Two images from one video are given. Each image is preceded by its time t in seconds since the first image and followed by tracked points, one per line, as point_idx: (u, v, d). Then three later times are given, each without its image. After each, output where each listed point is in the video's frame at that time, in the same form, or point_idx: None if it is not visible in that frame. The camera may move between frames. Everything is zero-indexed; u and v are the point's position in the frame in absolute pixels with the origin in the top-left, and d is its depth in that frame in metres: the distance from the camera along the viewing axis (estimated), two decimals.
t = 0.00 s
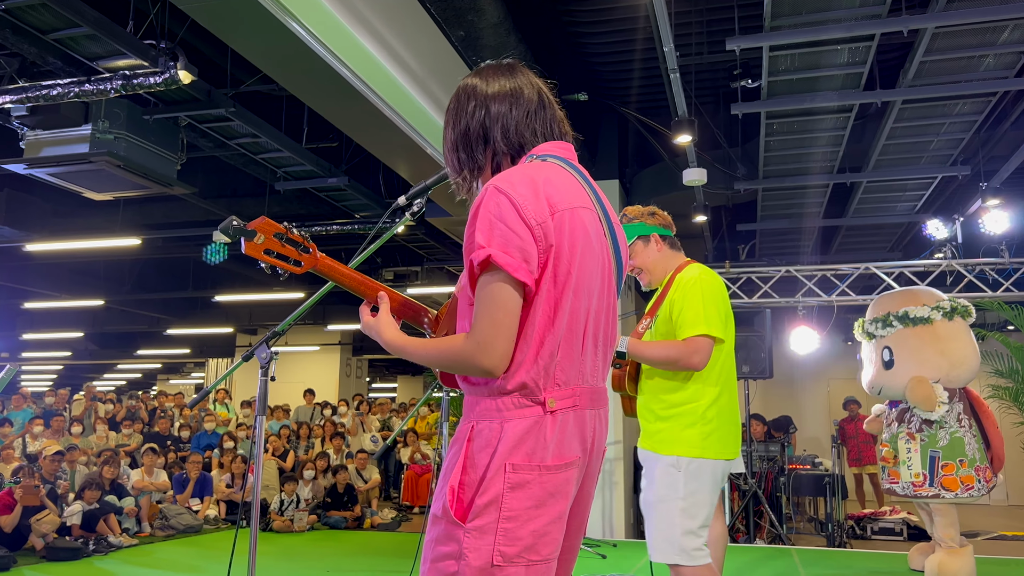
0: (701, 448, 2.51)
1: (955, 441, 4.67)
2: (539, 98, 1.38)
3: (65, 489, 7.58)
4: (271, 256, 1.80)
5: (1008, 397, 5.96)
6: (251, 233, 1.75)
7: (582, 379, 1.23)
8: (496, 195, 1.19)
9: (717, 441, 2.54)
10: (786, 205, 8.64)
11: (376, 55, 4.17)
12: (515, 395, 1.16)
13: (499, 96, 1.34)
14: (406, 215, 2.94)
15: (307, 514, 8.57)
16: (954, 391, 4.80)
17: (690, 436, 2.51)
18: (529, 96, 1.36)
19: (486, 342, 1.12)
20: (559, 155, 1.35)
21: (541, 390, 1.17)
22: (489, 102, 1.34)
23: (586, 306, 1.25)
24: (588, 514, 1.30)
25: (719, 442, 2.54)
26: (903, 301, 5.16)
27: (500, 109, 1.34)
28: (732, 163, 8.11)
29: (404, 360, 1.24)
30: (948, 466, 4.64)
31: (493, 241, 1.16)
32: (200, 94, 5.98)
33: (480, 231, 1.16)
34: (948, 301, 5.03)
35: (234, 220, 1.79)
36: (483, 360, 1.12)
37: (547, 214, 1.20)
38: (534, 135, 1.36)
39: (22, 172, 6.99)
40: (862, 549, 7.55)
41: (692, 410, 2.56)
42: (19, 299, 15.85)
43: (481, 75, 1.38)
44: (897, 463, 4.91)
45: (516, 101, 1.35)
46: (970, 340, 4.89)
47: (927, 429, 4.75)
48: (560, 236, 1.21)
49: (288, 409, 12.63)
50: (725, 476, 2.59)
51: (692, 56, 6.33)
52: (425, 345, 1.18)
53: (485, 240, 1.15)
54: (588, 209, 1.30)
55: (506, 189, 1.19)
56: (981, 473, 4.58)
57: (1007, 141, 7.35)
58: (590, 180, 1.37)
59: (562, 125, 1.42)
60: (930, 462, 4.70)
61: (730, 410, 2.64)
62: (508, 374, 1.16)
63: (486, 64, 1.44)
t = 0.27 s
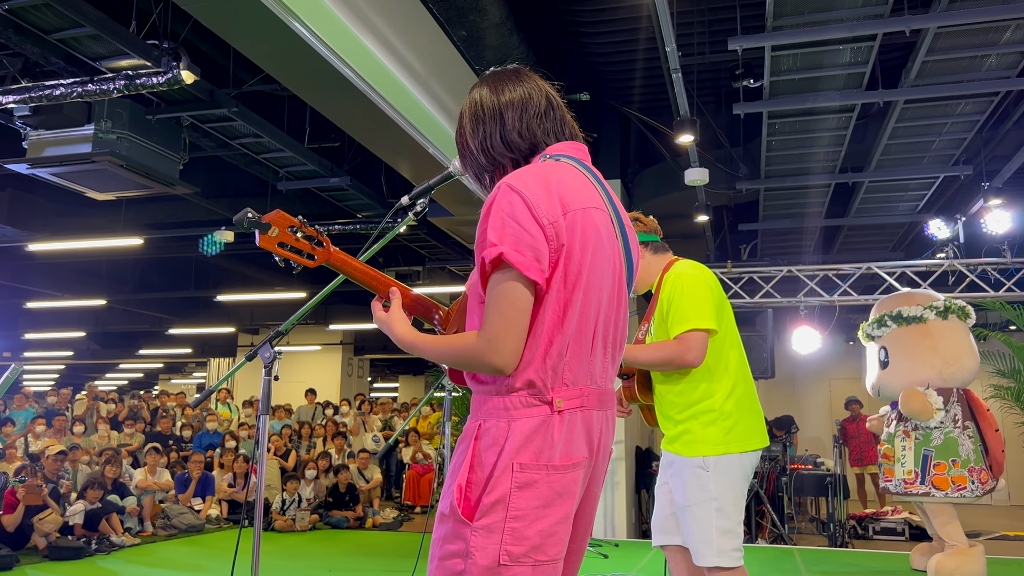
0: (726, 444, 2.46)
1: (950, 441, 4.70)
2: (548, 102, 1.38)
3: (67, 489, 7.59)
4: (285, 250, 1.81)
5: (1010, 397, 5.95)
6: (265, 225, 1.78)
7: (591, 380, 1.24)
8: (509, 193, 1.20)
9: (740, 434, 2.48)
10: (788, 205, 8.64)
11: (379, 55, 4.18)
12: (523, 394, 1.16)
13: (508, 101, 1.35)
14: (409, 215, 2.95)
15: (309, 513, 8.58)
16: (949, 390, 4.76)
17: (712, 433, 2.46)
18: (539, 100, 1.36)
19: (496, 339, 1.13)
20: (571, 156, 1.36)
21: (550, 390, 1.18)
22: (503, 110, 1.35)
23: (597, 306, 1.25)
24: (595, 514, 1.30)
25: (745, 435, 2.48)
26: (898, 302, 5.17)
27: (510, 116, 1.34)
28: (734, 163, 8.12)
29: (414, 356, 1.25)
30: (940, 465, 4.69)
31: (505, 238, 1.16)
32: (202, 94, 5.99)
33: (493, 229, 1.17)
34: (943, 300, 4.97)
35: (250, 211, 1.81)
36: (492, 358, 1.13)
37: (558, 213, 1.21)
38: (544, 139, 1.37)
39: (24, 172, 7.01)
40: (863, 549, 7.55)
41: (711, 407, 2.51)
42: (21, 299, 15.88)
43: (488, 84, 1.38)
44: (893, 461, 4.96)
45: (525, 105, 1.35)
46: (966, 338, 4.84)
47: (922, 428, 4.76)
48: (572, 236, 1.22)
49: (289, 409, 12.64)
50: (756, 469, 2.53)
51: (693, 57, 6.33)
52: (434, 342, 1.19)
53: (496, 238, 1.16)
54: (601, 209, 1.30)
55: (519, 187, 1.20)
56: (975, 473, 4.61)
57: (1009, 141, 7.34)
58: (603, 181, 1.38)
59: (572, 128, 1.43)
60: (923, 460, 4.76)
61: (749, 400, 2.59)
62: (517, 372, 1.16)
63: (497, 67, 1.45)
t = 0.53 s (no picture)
0: (706, 446, 2.50)
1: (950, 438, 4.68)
2: (561, 95, 1.39)
3: (69, 488, 7.60)
4: (293, 247, 1.81)
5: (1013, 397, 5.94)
6: (273, 222, 1.78)
7: (597, 378, 1.23)
8: (517, 190, 1.20)
9: (720, 438, 2.53)
10: (790, 205, 8.64)
11: (380, 54, 4.17)
12: (529, 390, 1.16)
13: (524, 93, 1.36)
14: (411, 214, 2.95)
15: (311, 513, 8.59)
16: (949, 390, 4.75)
17: (694, 435, 2.50)
18: (553, 93, 1.37)
19: (502, 337, 1.13)
20: (581, 152, 1.36)
21: (555, 388, 1.18)
22: (519, 101, 1.35)
23: (605, 304, 1.25)
24: (602, 513, 1.30)
25: (724, 439, 2.53)
26: (900, 300, 5.20)
27: (528, 107, 1.35)
28: (737, 163, 8.11)
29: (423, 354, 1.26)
30: (941, 463, 4.67)
31: (513, 235, 1.16)
32: (205, 93, 6.00)
33: (500, 225, 1.17)
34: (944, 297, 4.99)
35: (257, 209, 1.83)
36: (499, 354, 1.13)
37: (566, 209, 1.21)
38: (558, 131, 1.37)
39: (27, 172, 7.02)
40: (866, 548, 7.54)
41: (693, 410, 2.55)
42: (24, 298, 15.91)
43: (506, 75, 1.38)
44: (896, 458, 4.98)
45: (540, 97, 1.36)
46: (969, 336, 4.84)
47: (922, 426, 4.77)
48: (580, 233, 1.22)
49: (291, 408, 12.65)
50: (733, 472, 2.57)
51: (695, 56, 6.33)
52: (442, 338, 1.19)
53: (504, 234, 1.16)
54: (609, 206, 1.30)
55: (527, 184, 1.20)
56: (976, 472, 4.57)
57: (1012, 140, 7.33)
58: (612, 178, 1.38)
59: (587, 119, 1.43)
60: (923, 458, 4.75)
61: (732, 405, 2.63)
62: (523, 370, 1.17)
63: (505, 62, 1.44)
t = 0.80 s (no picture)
0: (691, 443, 2.50)
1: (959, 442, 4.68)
2: (569, 89, 1.39)
3: (71, 487, 7.61)
4: (298, 245, 1.83)
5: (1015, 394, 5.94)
6: (278, 222, 1.79)
7: (600, 375, 1.24)
8: (520, 187, 1.20)
9: (707, 435, 2.53)
10: (792, 203, 8.64)
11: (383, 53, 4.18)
12: (531, 388, 1.16)
13: (530, 86, 1.35)
14: (413, 211, 2.95)
15: (313, 511, 8.61)
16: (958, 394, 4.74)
17: (680, 432, 2.51)
18: (560, 87, 1.37)
19: (507, 334, 1.13)
20: (585, 148, 1.36)
21: (557, 385, 1.18)
22: (524, 94, 1.35)
23: (608, 301, 1.25)
24: (605, 510, 1.30)
25: (710, 437, 2.54)
26: (909, 298, 5.13)
27: (533, 99, 1.35)
28: (738, 161, 8.11)
29: (428, 351, 1.26)
30: (949, 466, 4.67)
31: (517, 233, 1.16)
32: (206, 92, 6.00)
33: (504, 223, 1.17)
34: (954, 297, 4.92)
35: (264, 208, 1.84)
36: (505, 352, 1.13)
37: (570, 207, 1.21)
38: (562, 128, 1.37)
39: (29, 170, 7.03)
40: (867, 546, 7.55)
41: (680, 407, 2.55)
42: (25, 297, 15.93)
43: (510, 68, 1.38)
44: (904, 460, 4.98)
45: (547, 91, 1.36)
46: (981, 338, 4.79)
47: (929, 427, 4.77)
48: (583, 231, 1.22)
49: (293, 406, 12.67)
50: (716, 472, 2.58)
51: (696, 54, 6.32)
52: (447, 335, 1.19)
53: (508, 232, 1.16)
54: (613, 204, 1.30)
55: (531, 181, 1.20)
56: (985, 475, 4.59)
57: (1013, 138, 7.33)
58: (616, 175, 1.38)
59: (591, 118, 1.43)
60: (932, 460, 4.75)
61: (720, 404, 2.64)
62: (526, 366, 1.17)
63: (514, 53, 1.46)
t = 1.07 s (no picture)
0: (694, 442, 2.50)
1: (965, 442, 4.67)
2: (568, 95, 1.38)
3: (72, 485, 7.61)
4: (298, 248, 1.81)
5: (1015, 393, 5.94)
6: (278, 225, 1.77)
7: (603, 383, 1.24)
8: (529, 197, 1.19)
9: (709, 434, 2.53)
10: (793, 201, 8.63)
11: (383, 51, 4.17)
12: (534, 396, 1.17)
13: (527, 94, 1.36)
14: (413, 210, 2.95)
15: (313, 509, 8.61)
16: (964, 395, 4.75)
17: (682, 430, 2.51)
18: (557, 94, 1.37)
19: (516, 348, 1.13)
20: (591, 153, 1.35)
21: (560, 393, 1.18)
22: (520, 103, 1.36)
23: (614, 311, 1.25)
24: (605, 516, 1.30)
25: (712, 436, 2.54)
26: (916, 301, 5.11)
27: (529, 107, 1.35)
28: (739, 159, 8.11)
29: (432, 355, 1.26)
30: (953, 468, 4.65)
31: (525, 245, 1.16)
32: (207, 90, 6.00)
33: (512, 234, 1.17)
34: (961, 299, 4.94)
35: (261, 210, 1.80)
36: (514, 365, 1.13)
37: (579, 218, 1.21)
38: (562, 134, 1.36)
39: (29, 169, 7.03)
40: (867, 544, 7.55)
41: (682, 405, 2.55)
42: (26, 296, 15.93)
43: (509, 79, 1.39)
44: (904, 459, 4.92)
45: (543, 98, 1.36)
46: (986, 342, 4.83)
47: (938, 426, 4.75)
48: (592, 242, 1.21)
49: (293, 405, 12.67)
50: (718, 471, 2.59)
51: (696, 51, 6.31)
52: (452, 343, 1.19)
53: (516, 244, 1.16)
54: (621, 212, 1.30)
55: (539, 191, 1.19)
56: (987, 478, 4.58)
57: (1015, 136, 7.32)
58: (624, 182, 1.38)
59: (593, 123, 1.42)
60: (935, 461, 4.73)
61: (722, 402, 2.64)
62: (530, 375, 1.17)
63: (511, 67, 1.45)
